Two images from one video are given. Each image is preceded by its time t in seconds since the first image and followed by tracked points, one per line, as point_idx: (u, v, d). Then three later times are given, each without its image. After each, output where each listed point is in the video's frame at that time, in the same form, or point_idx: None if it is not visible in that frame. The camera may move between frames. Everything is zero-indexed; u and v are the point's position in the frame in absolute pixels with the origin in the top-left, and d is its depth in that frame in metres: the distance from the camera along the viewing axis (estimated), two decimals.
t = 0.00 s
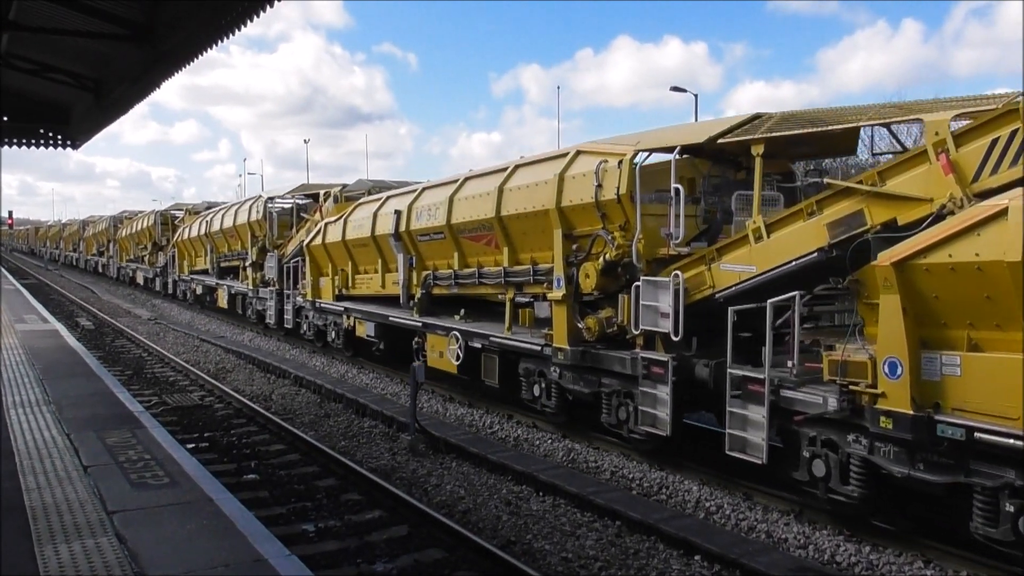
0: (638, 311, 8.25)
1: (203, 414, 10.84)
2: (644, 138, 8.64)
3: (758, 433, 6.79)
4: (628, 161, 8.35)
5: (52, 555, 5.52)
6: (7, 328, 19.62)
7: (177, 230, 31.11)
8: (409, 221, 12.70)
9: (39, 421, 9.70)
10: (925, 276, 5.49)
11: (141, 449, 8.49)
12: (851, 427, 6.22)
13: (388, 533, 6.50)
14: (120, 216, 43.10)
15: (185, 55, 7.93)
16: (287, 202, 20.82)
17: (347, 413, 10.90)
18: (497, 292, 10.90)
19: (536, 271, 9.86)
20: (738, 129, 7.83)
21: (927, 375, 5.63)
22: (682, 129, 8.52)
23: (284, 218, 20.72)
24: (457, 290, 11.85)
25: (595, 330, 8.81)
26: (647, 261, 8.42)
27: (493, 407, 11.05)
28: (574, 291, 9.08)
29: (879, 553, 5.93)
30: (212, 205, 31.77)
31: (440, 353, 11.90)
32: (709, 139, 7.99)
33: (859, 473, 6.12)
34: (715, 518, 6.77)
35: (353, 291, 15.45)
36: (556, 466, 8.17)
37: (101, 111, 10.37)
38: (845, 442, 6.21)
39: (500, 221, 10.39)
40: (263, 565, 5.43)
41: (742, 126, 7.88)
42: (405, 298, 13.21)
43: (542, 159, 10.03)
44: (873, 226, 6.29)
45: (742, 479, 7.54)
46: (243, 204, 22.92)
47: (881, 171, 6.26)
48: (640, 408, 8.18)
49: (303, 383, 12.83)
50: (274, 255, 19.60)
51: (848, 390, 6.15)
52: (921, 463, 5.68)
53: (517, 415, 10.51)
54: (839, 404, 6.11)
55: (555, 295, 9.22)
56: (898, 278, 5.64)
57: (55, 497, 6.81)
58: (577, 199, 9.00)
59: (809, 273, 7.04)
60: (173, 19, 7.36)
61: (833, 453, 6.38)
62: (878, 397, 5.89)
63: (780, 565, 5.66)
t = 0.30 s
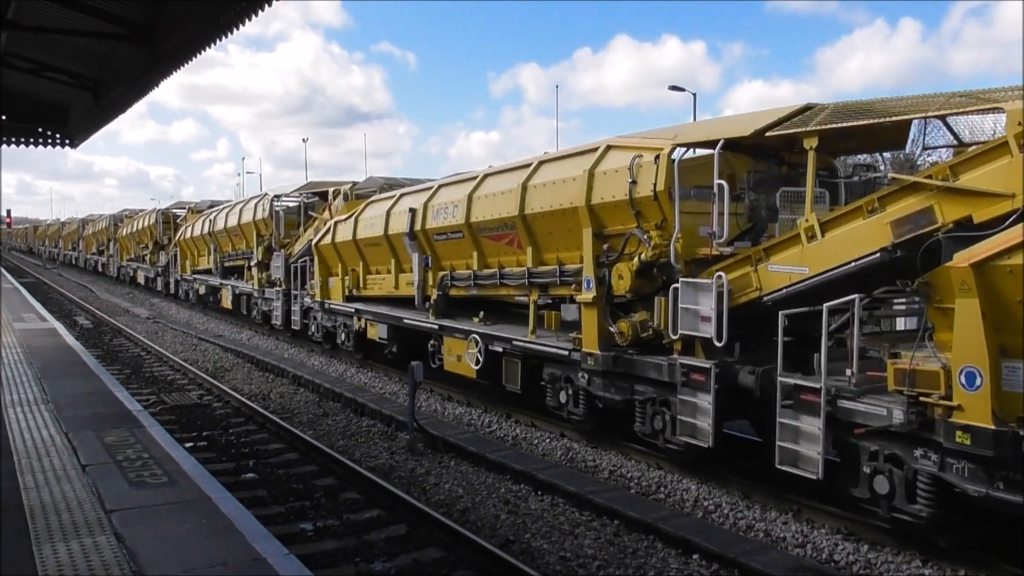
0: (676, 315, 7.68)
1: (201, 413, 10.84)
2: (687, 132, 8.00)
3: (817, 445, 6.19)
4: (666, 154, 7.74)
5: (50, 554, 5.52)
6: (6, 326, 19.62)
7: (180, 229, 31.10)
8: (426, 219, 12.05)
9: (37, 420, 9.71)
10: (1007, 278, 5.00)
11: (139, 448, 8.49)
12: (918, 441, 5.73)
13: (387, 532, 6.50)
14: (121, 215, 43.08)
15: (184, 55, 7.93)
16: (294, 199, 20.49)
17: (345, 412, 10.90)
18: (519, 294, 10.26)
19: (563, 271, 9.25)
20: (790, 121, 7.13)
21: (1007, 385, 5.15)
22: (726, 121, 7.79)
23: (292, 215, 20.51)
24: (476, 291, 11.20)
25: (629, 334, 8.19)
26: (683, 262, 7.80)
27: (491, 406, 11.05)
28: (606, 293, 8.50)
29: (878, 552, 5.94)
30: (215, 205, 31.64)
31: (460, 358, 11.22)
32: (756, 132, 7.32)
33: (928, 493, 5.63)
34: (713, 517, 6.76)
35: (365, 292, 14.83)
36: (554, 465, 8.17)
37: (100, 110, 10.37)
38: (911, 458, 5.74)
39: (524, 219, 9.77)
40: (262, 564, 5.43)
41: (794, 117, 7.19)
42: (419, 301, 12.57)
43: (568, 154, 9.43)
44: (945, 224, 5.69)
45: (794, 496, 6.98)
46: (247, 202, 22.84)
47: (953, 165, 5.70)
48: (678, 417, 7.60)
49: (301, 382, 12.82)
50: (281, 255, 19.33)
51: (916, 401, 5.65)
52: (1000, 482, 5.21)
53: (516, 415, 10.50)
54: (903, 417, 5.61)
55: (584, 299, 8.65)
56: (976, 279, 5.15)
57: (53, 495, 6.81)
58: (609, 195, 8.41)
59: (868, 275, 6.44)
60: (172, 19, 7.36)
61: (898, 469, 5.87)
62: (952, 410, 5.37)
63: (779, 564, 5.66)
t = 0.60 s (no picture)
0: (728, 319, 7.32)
1: (202, 412, 10.85)
2: (738, 124, 7.54)
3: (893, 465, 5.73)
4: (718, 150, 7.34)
5: (51, 553, 5.52)
6: (8, 325, 19.65)
7: (185, 229, 31.12)
8: (449, 218, 11.68)
9: (38, 419, 9.72)
10: None
11: (140, 447, 8.49)
12: (1016, 462, 5.23)
13: (388, 532, 6.49)
14: (124, 214, 43.11)
15: (184, 55, 7.93)
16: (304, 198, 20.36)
17: (346, 411, 10.90)
18: (551, 297, 9.82)
19: (600, 273, 8.84)
20: (857, 112, 6.58)
21: None
22: (780, 114, 7.30)
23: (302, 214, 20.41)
24: (503, 294, 10.82)
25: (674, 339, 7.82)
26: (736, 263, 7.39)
27: (493, 406, 11.04)
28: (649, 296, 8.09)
29: (879, 552, 5.93)
30: (220, 204, 31.59)
31: (486, 363, 10.82)
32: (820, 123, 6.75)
33: None
34: (714, 517, 6.76)
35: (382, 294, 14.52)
36: (556, 465, 8.16)
37: (101, 110, 10.38)
38: (1007, 480, 5.24)
39: (558, 218, 9.36)
40: (263, 563, 5.43)
41: (862, 108, 6.63)
42: (441, 303, 12.21)
43: (606, 149, 9.01)
44: None
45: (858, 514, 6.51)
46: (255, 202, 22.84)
47: None
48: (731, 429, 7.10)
49: (302, 381, 12.83)
50: (292, 255, 19.22)
51: (1014, 418, 5.14)
52: None
53: (517, 414, 10.48)
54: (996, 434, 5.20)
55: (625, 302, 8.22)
56: None
57: (55, 494, 6.81)
58: (654, 192, 7.99)
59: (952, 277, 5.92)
60: (172, 19, 7.37)
61: (991, 492, 5.36)
62: None
63: (781, 564, 5.66)
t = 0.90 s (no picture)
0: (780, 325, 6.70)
1: (203, 412, 10.85)
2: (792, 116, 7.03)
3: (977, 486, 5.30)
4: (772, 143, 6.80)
5: (51, 553, 5.51)
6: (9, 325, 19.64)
7: (190, 229, 31.10)
8: (470, 219, 11.40)
9: (38, 419, 9.72)
10: None
11: (140, 447, 8.49)
12: None
13: (388, 532, 6.49)
14: (126, 214, 43.09)
15: (182, 55, 7.94)
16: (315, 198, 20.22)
17: (347, 411, 10.89)
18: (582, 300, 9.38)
19: (636, 275, 8.41)
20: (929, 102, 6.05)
21: None
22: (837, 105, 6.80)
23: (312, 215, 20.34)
24: (528, 296, 10.45)
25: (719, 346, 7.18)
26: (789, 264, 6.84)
27: (493, 406, 11.02)
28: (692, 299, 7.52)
29: (880, 552, 5.93)
30: (224, 204, 31.58)
31: (511, 369, 10.44)
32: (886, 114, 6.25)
33: None
34: (714, 517, 6.75)
35: (397, 295, 14.42)
36: (556, 465, 8.16)
37: (100, 110, 10.38)
38: None
39: (591, 217, 8.94)
40: (263, 564, 5.42)
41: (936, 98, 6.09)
42: (460, 304, 11.94)
43: (640, 144, 8.57)
44: None
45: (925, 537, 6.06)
46: (262, 202, 22.81)
47: None
48: (782, 443, 6.57)
49: (303, 381, 12.82)
50: (302, 255, 19.14)
51: None
52: None
53: (517, 414, 10.47)
54: None
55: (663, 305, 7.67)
56: None
57: (55, 494, 6.81)
58: (698, 189, 7.51)
59: None
60: (171, 19, 7.38)
61: None
62: None
63: (781, 564, 5.66)
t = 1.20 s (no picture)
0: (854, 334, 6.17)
1: (207, 412, 10.86)
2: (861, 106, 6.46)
3: None
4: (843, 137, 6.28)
5: (54, 553, 5.52)
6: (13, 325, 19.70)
7: (198, 229, 31.12)
8: (500, 219, 11.29)
9: (42, 419, 9.74)
10: None
11: (144, 447, 8.50)
12: None
13: (391, 532, 6.49)
14: (133, 214, 43.16)
15: (184, 55, 7.95)
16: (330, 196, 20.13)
17: (351, 412, 10.89)
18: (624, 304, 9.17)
19: (686, 278, 8.10)
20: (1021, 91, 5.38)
21: None
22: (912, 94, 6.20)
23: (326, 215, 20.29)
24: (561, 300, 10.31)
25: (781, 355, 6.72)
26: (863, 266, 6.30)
27: (496, 406, 11.02)
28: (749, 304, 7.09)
29: (883, 553, 5.91)
30: (232, 205, 31.62)
31: (545, 376, 10.19)
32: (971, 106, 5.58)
33: None
34: (718, 518, 6.75)
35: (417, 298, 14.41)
36: (560, 465, 8.16)
37: (104, 110, 10.40)
38: None
39: (636, 217, 8.62)
40: (267, 564, 5.43)
41: None
42: (490, 309, 11.81)
43: (686, 140, 8.26)
44: None
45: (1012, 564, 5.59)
46: (274, 202, 22.81)
47: None
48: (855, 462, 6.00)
49: (307, 381, 12.84)
50: (317, 256, 19.11)
51: None
52: None
53: (520, 415, 10.48)
54: None
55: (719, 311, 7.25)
56: None
57: (59, 494, 6.82)
58: (755, 186, 7.10)
59: None
60: (173, 19, 7.39)
61: None
62: None
63: (785, 564, 5.65)
